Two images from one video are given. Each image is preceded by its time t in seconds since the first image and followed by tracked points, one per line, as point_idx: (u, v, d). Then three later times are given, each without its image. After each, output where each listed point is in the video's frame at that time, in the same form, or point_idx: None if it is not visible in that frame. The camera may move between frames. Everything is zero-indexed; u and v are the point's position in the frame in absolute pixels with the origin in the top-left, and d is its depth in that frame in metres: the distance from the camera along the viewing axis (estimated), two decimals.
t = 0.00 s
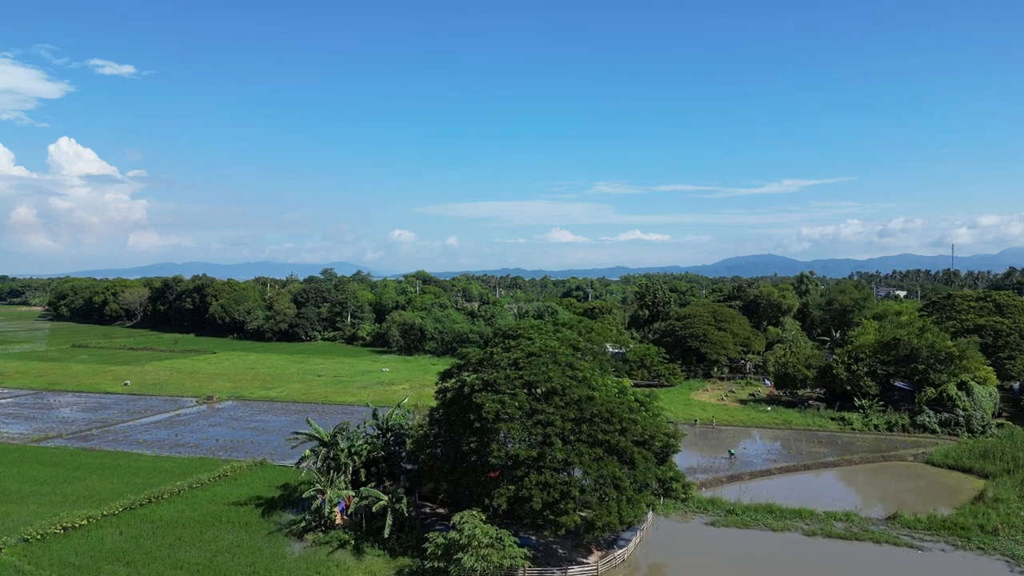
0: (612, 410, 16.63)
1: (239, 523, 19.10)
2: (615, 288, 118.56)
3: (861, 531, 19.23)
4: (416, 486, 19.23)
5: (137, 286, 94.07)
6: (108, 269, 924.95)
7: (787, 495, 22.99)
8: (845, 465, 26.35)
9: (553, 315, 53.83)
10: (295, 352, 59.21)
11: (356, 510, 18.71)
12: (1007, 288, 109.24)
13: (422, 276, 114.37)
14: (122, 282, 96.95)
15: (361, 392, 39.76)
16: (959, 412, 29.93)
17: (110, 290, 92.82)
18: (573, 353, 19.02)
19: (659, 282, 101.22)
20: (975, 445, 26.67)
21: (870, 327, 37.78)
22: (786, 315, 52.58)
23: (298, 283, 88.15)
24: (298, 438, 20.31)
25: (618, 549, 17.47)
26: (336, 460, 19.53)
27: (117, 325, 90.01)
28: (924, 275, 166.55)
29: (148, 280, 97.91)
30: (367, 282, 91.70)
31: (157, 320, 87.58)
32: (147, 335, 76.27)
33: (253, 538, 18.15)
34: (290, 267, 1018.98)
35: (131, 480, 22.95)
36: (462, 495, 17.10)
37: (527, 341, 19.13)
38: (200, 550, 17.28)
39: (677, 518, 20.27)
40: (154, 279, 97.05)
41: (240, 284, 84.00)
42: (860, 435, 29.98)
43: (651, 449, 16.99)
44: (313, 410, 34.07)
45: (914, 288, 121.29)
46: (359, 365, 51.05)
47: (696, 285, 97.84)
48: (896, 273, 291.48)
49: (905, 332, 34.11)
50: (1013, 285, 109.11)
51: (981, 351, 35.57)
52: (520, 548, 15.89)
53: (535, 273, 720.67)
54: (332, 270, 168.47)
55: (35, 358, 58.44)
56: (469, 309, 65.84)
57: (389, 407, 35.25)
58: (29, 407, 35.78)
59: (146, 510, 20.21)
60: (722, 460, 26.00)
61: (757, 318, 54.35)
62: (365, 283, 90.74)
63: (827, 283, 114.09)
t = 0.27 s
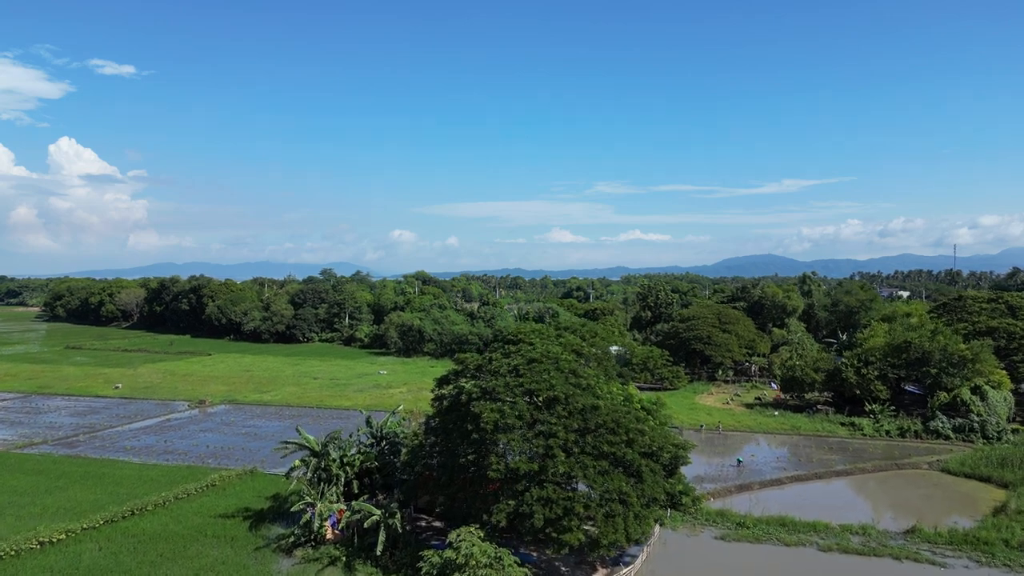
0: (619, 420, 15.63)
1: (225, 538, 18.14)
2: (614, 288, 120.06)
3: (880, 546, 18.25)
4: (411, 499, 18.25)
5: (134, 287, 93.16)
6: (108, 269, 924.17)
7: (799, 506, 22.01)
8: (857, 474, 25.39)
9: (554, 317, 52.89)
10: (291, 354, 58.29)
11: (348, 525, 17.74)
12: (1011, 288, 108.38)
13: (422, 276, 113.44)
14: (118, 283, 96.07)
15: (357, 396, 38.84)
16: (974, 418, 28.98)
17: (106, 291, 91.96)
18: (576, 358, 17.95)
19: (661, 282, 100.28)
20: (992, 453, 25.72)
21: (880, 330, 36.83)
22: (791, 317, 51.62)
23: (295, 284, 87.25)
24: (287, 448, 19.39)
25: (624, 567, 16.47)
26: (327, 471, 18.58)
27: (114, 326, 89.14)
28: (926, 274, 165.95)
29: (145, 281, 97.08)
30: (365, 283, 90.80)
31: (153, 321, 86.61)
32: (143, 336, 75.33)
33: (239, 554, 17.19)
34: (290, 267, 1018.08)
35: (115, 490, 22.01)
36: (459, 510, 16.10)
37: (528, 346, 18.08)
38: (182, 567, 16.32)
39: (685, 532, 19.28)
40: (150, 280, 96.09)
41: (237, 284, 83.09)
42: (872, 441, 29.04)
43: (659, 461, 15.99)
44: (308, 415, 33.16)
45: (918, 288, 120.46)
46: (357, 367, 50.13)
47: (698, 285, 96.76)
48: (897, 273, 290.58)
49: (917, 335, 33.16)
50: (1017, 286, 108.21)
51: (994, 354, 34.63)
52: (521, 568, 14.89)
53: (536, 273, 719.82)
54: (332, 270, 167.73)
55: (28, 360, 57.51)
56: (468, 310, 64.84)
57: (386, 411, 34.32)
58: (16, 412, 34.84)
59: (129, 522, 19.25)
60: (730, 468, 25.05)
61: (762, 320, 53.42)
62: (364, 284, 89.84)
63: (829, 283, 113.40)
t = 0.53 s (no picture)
0: (625, 432, 14.64)
1: (209, 554, 17.18)
2: (614, 288, 120.22)
3: (900, 563, 17.28)
4: (406, 513, 17.28)
5: (130, 287, 92.24)
6: (108, 269, 923.55)
7: (812, 518, 21.04)
8: (871, 483, 24.42)
9: (554, 318, 51.96)
10: (288, 356, 57.34)
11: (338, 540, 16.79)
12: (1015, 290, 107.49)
13: (421, 277, 112.50)
14: (114, 283, 95.15)
15: (353, 400, 37.90)
16: (989, 424, 28.05)
17: (102, 291, 91.06)
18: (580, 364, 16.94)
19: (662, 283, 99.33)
20: (1010, 461, 24.79)
21: (890, 332, 35.89)
22: (796, 318, 50.67)
23: (293, 284, 86.31)
24: (277, 458, 18.30)
25: None
26: (317, 484, 17.63)
27: (110, 327, 88.23)
28: (928, 274, 165.10)
29: (142, 281, 96.18)
30: (364, 283, 89.88)
31: (149, 322, 85.66)
32: (138, 338, 74.42)
33: (223, 572, 16.24)
34: (290, 267, 1017.37)
35: (97, 501, 21.06)
36: (456, 526, 15.13)
37: (529, 351, 17.07)
38: None
39: (693, 547, 18.29)
40: (147, 280, 95.14)
41: (234, 284, 82.14)
42: (884, 448, 28.09)
43: (668, 475, 14.99)
44: (302, 421, 32.22)
45: (922, 288, 119.43)
46: (353, 369, 49.17)
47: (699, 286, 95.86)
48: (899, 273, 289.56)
49: (928, 338, 32.22)
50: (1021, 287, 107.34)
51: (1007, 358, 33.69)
52: None
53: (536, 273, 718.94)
54: (331, 270, 166.96)
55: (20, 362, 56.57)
56: (468, 311, 63.89)
57: (382, 416, 33.38)
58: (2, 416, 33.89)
59: (110, 536, 18.32)
60: (739, 477, 24.08)
61: (766, 321, 52.46)
62: (362, 284, 88.90)
63: (833, 283, 112.45)
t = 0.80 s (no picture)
0: (632, 443, 13.68)
1: (190, 571, 16.21)
2: (614, 288, 121.08)
3: None
4: (399, 528, 16.31)
5: (126, 288, 91.30)
6: (108, 269, 922.84)
7: (826, 529, 20.07)
8: (886, 492, 23.42)
9: (555, 320, 51.00)
10: (284, 358, 56.38)
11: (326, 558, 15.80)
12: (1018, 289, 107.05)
13: (421, 277, 111.58)
14: (111, 283, 94.30)
15: (349, 403, 36.97)
16: (1006, 430, 27.10)
17: (99, 292, 90.17)
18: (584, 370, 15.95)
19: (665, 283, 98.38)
20: None
21: (900, 335, 34.96)
22: (802, 320, 49.74)
23: (291, 284, 85.36)
24: (264, 468, 17.30)
25: None
26: (306, 497, 16.66)
27: (106, 327, 87.35)
28: (930, 275, 164.43)
29: (139, 282, 95.28)
30: (363, 284, 88.87)
31: (146, 323, 84.72)
32: (134, 339, 73.49)
33: None
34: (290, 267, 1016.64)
35: (77, 513, 20.11)
36: (452, 545, 14.17)
37: (529, 356, 16.10)
38: None
39: (702, 563, 17.26)
40: (144, 281, 94.23)
41: (231, 285, 81.19)
42: (897, 455, 27.15)
43: (678, 491, 13.98)
44: (295, 426, 31.30)
45: (927, 288, 118.56)
46: (350, 371, 48.24)
47: (702, 287, 94.90)
48: (900, 274, 288.57)
49: (941, 341, 31.29)
50: None
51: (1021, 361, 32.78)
52: None
53: (536, 273, 718.00)
54: (331, 270, 166.11)
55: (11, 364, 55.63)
56: (467, 312, 62.96)
57: (378, 421, 32.45)
58: None
59: (89, 552, 17.39)
60: (749, 485, 23.10)
61: (771, 323, 51.52)
62: (361, 285, 87.94)
63: (836, 284, 111.57)
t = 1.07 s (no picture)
0: (640, 455, 12.72)
1: None
2: (614, 288, 121.80)
3: None
4: (394, 543, 15.41)
5: (123, 288, 90.46)
6: (108, 269, 922.15)
7: (842, 541, 19.10)
8: (902, 501, 22.45)
9: (556, 321, 50.12)
10: (280, 360, 55.48)
11: None
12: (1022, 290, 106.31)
13: (420, 277, 110.79)
14: (108, 284, 93.48)
15: (345, 407, 36.09)
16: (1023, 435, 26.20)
17: (94, 292, 89.30)
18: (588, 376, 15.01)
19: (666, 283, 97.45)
20: None
21: (910, 336, 34.06)
22: (807, 321, 48.85)
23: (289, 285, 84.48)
24: (250, 479, 16.39)
25: None
26: (293, 510, 15.73)
27: (101, 328, 86.50)
28: (931, 275, 163.79)
29: (136, 282, 94.38)
30: (361, 284, 87.96)
31: (142, 324, 83.83)
32: (129, 340, 72.58)
33: None
34: (290, 268, 1015.75)
35: (56, 525, 19.18)
36: (450, 564, 13.24)
37: (530, 362, 15.18)
38: None
39: None
40: (140, 281, 93.36)
41: (228, 285, 80.29)
42: (910, 462, 26.26)
43: (689, 505, 13.01)
44: (289, 431, 30.41)
45: (930, 288, 117.83)
46: (347, 374, 47.35)
47: (704, 287, 93.96)
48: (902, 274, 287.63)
49: (954, 343, 30.39)
50: None
51: None
52: None
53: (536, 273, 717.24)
54: (330, 270, 165.28)
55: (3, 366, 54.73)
56: (467, 313, 62.05)
57: (374, 425, 31.51)
58: None
59: (66, 567, 16.46)
60: (759, 494, 22.17)
61: (775, 324, 50.61)
62: (360, 285, 87.05)
63: (838, 284, 110.94)
